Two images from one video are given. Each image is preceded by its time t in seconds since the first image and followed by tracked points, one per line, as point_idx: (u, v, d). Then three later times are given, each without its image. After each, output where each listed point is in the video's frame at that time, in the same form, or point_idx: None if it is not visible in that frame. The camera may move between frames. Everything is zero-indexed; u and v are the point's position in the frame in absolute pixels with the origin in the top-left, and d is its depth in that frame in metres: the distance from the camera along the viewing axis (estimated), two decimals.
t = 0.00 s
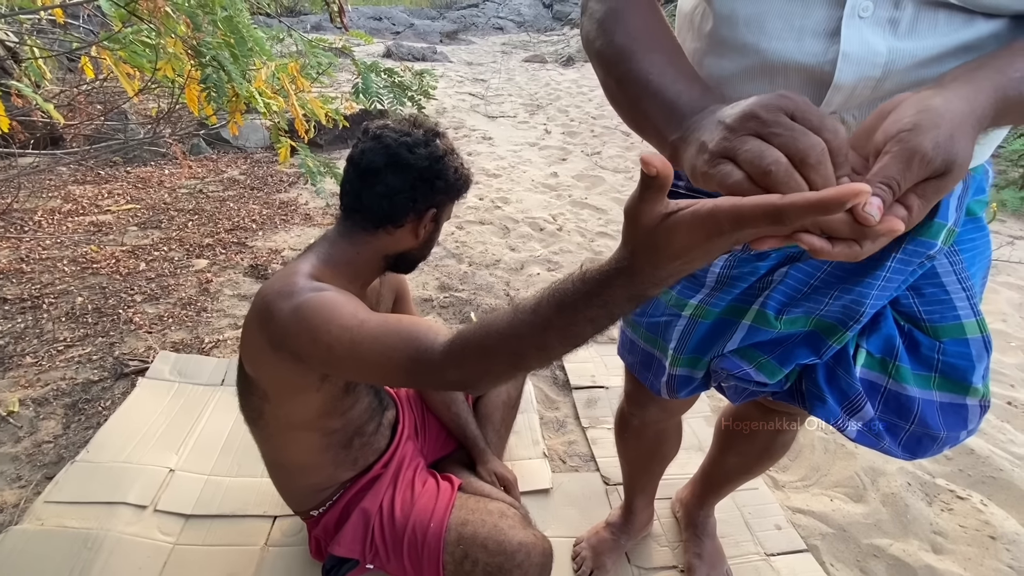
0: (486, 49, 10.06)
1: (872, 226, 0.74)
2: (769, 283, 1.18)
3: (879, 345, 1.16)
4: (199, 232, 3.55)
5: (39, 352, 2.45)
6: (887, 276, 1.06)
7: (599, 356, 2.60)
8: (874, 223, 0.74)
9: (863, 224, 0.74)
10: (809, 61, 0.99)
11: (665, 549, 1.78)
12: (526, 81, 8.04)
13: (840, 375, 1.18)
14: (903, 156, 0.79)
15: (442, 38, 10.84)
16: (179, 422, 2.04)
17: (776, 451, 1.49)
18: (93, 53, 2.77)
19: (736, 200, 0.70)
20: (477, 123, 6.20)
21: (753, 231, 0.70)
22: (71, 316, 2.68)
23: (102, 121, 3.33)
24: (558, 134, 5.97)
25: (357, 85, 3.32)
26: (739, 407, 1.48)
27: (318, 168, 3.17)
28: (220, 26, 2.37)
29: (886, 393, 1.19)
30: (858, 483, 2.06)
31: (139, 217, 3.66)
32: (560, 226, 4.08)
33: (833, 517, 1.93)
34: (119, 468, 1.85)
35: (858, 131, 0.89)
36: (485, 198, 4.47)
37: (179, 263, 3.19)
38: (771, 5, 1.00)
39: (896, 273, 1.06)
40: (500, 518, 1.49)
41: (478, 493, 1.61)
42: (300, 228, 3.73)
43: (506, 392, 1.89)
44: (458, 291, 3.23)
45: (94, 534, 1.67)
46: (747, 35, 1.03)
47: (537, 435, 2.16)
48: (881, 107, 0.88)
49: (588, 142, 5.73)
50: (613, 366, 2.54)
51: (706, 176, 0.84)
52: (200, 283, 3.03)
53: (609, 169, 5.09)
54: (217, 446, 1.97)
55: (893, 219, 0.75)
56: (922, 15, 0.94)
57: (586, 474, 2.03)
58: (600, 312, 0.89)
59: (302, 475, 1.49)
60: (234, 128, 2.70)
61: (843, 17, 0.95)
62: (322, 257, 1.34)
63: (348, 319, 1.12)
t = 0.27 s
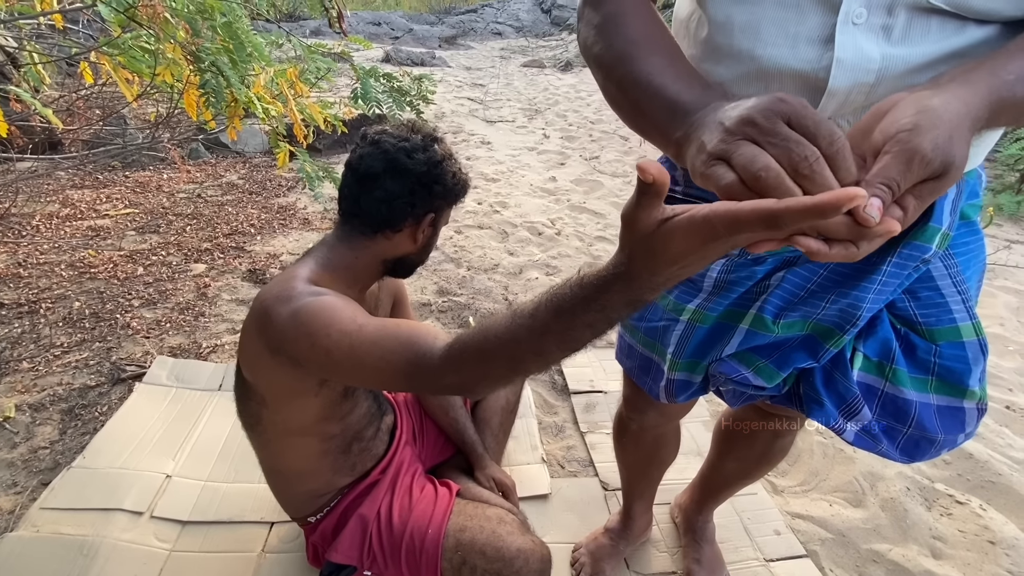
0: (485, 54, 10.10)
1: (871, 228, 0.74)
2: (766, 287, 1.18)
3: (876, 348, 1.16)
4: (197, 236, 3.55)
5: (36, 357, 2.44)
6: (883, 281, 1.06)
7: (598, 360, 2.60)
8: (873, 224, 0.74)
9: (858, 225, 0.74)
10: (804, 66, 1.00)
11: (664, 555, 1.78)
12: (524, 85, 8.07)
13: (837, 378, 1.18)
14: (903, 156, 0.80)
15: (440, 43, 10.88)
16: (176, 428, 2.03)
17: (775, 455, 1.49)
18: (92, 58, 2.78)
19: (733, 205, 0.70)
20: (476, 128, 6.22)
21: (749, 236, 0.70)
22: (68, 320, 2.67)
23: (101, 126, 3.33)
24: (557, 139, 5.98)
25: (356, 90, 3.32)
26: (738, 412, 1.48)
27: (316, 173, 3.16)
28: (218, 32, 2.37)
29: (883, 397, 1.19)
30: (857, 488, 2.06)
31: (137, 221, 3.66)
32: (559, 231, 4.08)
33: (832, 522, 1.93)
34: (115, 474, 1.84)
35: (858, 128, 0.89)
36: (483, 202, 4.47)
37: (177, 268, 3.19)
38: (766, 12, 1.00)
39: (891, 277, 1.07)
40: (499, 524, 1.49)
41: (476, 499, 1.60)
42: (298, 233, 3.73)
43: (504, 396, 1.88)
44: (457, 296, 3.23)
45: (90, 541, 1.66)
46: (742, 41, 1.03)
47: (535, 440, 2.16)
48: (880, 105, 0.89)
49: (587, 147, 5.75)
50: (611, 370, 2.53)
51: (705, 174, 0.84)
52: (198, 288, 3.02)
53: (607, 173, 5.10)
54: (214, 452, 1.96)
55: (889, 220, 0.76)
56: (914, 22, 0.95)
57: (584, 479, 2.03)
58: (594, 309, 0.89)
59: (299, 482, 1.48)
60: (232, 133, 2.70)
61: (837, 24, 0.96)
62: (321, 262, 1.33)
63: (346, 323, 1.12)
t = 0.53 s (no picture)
0: (483, 59, 10.14)
1: (866, 227, 0.75)
2: (761, 292, 1.19)
3: (872, 352, 1.16)
4: (196, 241, 3.55)
5: (33, 362, 2.43)
6: (877, 284, 1.07)
7: (597, 364, 2.59)
8: (869, 223, 0.75)
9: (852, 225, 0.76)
10: (797, 74, 1.00)
11: (663, 561, 1.77)
12: (523, 90, 8.09)
13: (833, 382, 1.17)
14: (902, 158, 0.80)
15: (439, 48, 10.93)
16: (173, 433, 2.02)
17: (773, 461, 1.49)
18: (91, 64, 2.78)
19: (726, 207, 0.71)
20: (474, 133, 6.23)
21: (743, 238, 0.71)
22: (65, 325, 2.67)
23: (100, 131, 3.34)
24: (555, 144, 6.00)
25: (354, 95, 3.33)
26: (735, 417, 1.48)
27: (315, 177, 3.17)
28: (218, 37, 2.38)
29: (880, 400, 1.18)
30: (857, 493, 2.06)
31: (135, 226, 3.66)
32: (557, 235, 4.09)
33: (832, 527, 1.92)
34: (112, 480, 1.83)
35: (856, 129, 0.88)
36: (482, 207, 4.48)
37: (175, 273, 3.18)
38: (759, 20, 1.01)
39: (885, 281, 1.07)
40: (497, 530, 1.48)
41: (474, 505, 1.60)
42: (297, 237, 3.73)
43: (503, 401, 1.88)
44: (455, 300, 3.23)
45: (86, 548, 1.65)
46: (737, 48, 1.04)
47: (534, 445, 2.15)
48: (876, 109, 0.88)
49: (585, 151, 5.76)
50: (610, 375, 2.53)
51: (704, 177, 0.84)
52: (196, 292, 3.02)
53: (605, 178, 5.11)
54: (212, 457, 1.95)
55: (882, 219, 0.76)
56: (905, 30, 0.95)
57: (583, 485, 2.02)
58: (590, 309, 0.89)
59: (296, 488, 1.48)
60: (231, 138, 2.71)
61: (828, 32, 0.96)
62: (318, 266, 1.33)
63: (343, 327, 1.11)
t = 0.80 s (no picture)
0: (483, 65, 10.18)
1: (856, 225, 0.74)
2: (756, 296, 1.18)
3: (866, 358, 1.16)
4: (194, 246, 3.55)
5: (30, 367, 2.43)
6: (869, 289, 1.07)
7: (595, 370, 2.59)
8: (859, 222, 0.74)
9: (844, 225, 0.75)
10: (787, 83, 1.01)
11: (661, 567, 1.76)
12: (522, 96, 8.12)
13: (827, 388, 1.17)
14: (896, 155, 0.79)
15: (439, 54, 10.98)
16: (170, 439, 2.01)
17: (771, 467, 1.48)
18: (91, 69, 2.79)
19: (715, 202, 0.71)
20: (474, 138, 6.25)
21: (733, 233, 0.71)
22: (63, 331, 2.66)
23: (99, 136, 3.34)
24: (554, 149, 6.02)
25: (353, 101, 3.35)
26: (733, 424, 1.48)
27: (314, 183, 3.17)
28: (217, 43, 2.39)
29: (875, 406, 1.18)
30: (856, 499, 2.05)
31: (134, 231, 3.66)
32: (556, 240, 4.09)
33: (831, 533, 1.92)
34: (108, 486, 1.82)
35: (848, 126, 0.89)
36: (481, 212, 4.49)
37: (174, 278, 3.18)
38: (750, 31, 1.02)
39: (877, 286, 1.07)
40: (494, 537, 1.47)
41: (472, 512, 1.59)
42: (296, 242, 3.73)
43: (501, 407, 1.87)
44: (454, 305, 3.22)
45: (82, 555, 1.64)
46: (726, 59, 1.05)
47: (532, 451, 2.15)
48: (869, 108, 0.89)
49: (584, 156, 5.78)
50: (609, 380, 2.53)
51: (702, 184, 0.85)
52: (194, 297, 3.01)
53: (604, 183, 5.13)
54: (209, 463, 1.95)
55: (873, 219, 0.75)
56: (893, 41, 0.96)
57: (581, 491, 2.01)
58: (583, 313, 0.89)
59: (294, 494, 1.47)
60: (230, 144, 2.72)
61: (817, 42, 0.97)
62: (316, 272, 1.33)
63: (339, 333, 1.11)
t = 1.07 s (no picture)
0: (482, 70, 10.23)
1: (855, 231, 0.75)
2: (754, 301, 1.19)
3: (864, 361, 1.16)
4: (193, 251, 3.55)
5: (27, 373, 2.42)
6: (866, 293, 1.07)
7: (595, 375, 2.58)
8: (858, 228, 0.75)
9: (842, 231, 0.76)
10: (782, 89, 1.01)
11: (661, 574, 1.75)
12: (522, 101, 8.16)
13: (826, 392, 1.17)
14: (890, 162, 0.80)
15: (438, 59, 11.03)
16: (168, 444, 2.00)
17: (771, 473, 1.48)
18: (91, 75, 2.80)
19: (716, 213, 0.71)
20: (473, 143, 6.27)
21: (734, 243, 0.71)
22: (61, 336, 2.65)
23: (99, 141, 3.35)
24: (553, 154, 6.04)
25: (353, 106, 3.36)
26: (733, 430, 1.47)
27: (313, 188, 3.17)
28: (217, 49, 2.39)
29: (873, 410, 1.18)
30: (856, 504, 2.04)
31: (133, 235, 3.65)
32: (555, 244, 4.10)
33: (831, 540, 1.91)
34: (104, 492, 1.81)
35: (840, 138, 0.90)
36: (480, 216, 4.49)
37: (172, 282, 3.18)
38: (745, 40, 1.02)
39: (874, 289, 1.07)
40: (493, 544, 1.46)
41: (471, 518, 1.58)
42: (295, 247, 3.73)
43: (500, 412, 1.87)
44: (453, 310, 3.22)
45: (77, 562, 1.63)
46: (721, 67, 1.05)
47: (531, 457, 2.14)
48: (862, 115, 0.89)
49: (583, 161, 5.80)
50: (608, 385, 2.52)
51: (698, 189, 0.85)
52: (193, 302, 3.01)
53: (603, 188, 5.14)
54: (206, 469, 1.94)
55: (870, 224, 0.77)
56: (885, 49, 0.97)
57: (581, 497, 2.01)
58: (585, 322, 0.89)
59: (292, 501, 1.47)
60: (229, 149, 2.72)
61: (811, 51, 0.97)
62: (314, 278, 1.33)
63: (338, 339, 1.11)
